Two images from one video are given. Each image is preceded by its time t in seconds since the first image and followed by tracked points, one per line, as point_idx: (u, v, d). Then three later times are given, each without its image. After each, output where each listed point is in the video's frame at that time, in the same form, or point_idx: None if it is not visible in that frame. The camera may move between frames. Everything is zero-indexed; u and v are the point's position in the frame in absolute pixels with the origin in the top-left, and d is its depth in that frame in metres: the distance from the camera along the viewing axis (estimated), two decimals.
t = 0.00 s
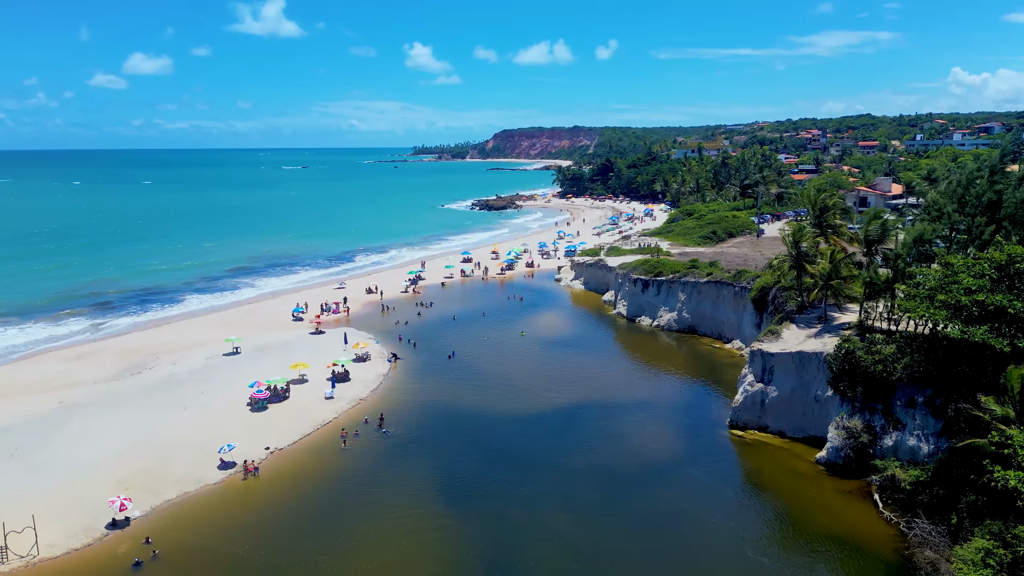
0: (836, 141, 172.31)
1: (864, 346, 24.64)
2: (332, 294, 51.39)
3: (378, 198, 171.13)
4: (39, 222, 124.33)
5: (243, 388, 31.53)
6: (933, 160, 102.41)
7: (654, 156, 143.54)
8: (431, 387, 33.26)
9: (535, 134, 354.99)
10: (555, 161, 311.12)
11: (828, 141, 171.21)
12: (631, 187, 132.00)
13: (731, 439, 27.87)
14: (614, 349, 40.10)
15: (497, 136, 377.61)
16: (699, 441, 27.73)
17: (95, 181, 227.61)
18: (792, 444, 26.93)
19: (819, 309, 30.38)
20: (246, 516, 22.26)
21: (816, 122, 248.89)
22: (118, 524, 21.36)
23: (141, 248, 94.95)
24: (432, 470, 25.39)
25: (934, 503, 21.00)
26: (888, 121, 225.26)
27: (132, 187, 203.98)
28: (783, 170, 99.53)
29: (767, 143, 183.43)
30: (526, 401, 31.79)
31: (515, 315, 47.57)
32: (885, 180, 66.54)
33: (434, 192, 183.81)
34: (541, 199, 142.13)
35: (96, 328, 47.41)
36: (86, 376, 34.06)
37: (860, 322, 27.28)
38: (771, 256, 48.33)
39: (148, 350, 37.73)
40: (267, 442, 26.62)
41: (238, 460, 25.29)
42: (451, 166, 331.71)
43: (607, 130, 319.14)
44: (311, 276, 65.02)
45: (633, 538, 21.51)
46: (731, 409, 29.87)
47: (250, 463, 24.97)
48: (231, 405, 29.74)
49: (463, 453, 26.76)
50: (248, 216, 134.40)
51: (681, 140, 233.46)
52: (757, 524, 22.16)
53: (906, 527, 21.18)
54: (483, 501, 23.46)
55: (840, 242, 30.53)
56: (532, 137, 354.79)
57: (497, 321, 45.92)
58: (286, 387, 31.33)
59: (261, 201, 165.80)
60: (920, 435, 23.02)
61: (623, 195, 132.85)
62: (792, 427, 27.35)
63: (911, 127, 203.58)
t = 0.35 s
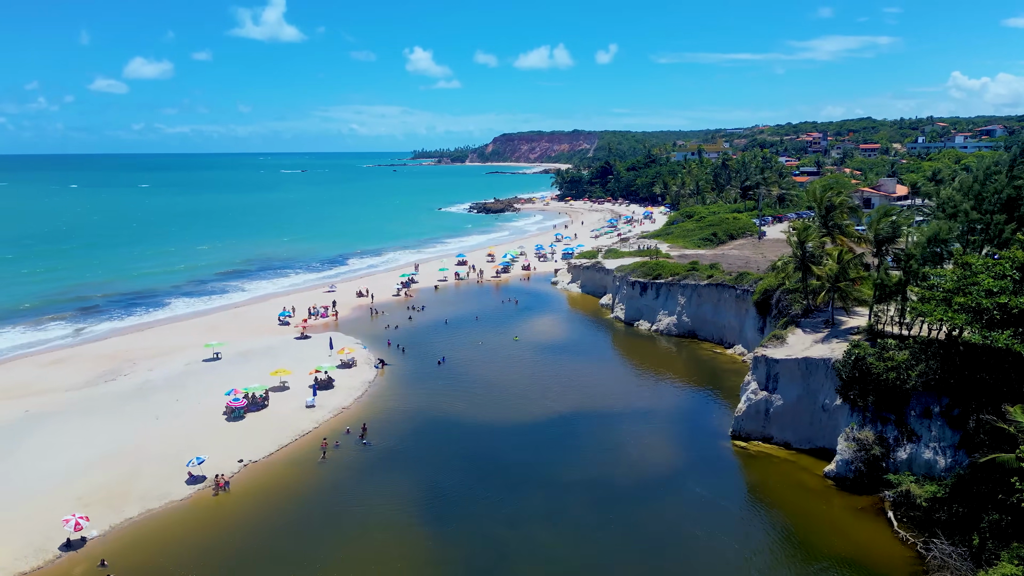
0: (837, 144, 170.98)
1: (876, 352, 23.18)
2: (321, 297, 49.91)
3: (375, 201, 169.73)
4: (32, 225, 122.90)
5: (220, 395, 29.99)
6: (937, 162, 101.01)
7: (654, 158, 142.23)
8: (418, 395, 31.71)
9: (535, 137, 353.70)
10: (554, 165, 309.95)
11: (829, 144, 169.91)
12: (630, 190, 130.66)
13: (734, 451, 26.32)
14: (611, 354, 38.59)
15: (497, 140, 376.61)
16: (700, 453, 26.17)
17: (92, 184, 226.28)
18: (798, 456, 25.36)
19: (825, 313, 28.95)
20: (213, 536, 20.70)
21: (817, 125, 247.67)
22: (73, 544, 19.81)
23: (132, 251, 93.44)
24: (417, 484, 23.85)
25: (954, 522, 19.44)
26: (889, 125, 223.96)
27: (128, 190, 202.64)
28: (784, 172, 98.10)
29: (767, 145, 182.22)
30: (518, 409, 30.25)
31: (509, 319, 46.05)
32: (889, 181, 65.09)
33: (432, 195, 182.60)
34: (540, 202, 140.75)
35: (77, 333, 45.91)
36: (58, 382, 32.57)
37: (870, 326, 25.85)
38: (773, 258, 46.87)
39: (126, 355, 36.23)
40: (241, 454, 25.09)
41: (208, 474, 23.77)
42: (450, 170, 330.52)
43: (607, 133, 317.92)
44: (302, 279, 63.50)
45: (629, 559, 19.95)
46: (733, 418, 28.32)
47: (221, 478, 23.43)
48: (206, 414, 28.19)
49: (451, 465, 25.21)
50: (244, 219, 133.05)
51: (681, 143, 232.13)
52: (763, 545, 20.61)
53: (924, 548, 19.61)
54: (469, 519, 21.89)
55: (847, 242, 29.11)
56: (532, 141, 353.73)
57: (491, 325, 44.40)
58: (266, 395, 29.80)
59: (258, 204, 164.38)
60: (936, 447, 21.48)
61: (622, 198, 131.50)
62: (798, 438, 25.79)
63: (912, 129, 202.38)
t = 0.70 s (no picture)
0: (839, 147, 169.59)
1: (889, 360, 21.64)
2: (309, 302, 48.40)
3: (373, 205, 168.32)
4: (25, 228, 121.41)
5: (194, 405, 28.44)
6: (940, 164, 99.48)
7: (654, 161, 140.89)
8: (403, 404, 30.12)
9: (535, 141, 351.97)
10: (554, 169, 308.77)
11: (831, 147, 168.52)
12: (630, 193, 129.24)
13: (737, 464, 24.74)
14: (607, 360, 37.02)
15: (497, 144, 375.60)
16: (701, 467, 24.58)
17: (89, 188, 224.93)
18: (805, 471, 23.78)
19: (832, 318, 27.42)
20: (173, 558, 19.10)
21: (817, 129, 246.39)
22: (19, 568, 18.25)
23: (124, 254, 91.91)
24: (398, 500, 22.27)
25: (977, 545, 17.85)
26: (890, 128, 222.66)
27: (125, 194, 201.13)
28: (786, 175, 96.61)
29: (768, 149, 180.84)
30: (509, 419, 28.66)
31: (503, 324, 44.50)
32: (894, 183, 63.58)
33: (430, 199, 181.23)
34: (538, 206, 139.32)
35: (56, 338, 44.37)
36: (27, 390, 31.05)
37: (881, 332, 24.35)
38: (776, 260, 45.35)
39: (101, 362, 34.71)
40: (211, 469, 23.55)
41: (174, 490, 22.23)
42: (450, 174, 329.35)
43: (607, 137, 316.85)
44: (293, 283, 62.00)
45: None
46: (736, 429, 26.76)
47: (187, 494, 21.87)
48: (178, 425, 26.65)
49: (435, 479, 23.67)
50: (239, 222, 131.64)
51: (681, 146, 230.72)
52: (768, 569, 19.02)
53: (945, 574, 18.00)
54: (453, 540, 20.26)
55: (855, 245, 27.72)
56: (532, 145, 352.58)
57: (484, 330, 42.85)
58: (242, 405, 28.24)
59: (254, 207, 163.00)
60: (955, 462, 19.95)
61: (622, 202, 130.10)
62: (805, 451, 24.25)
63: (913, 133, 201.07)
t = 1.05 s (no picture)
0: (840, 151, 168.44)
1: (903, 369, 20.14)
2: (297, 306, 46.94)
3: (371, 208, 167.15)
4: (16, 232, 119.91)
5: (165, 415, 26.92)
6: (944, 167, 98.19)
7: (654, 164, 139.66)
8: (388, 413, 28.59)
9: (535, 145, 350.52)
10: (554, 174, 307.70)
11: (832, 151, 167.30)
12: (630, 197, 127.96)
13: (740, 479, 23.17)
14: (604, 367, 35.44)
15: (497, 148, 374.87)
16: (702, 483, 23.01)
17: (86, 192, 223.78)
18: (813, 487, 22.20)
19: (840, 323, 25.92)
20: None
21: (817, 133, 245.28)
22: None
23: (115, 258, 90.49)
24: (375, 519, 20.72)
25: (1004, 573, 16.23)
26: (892, 131, 221.46)
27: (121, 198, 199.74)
28: (787, 177, 95.29)
29: (769, 152, 179.66)
30: (498, 431, 27.10)
31: (497, 329, 42.99)
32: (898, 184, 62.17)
33: (429, 203, 179.97)
34: (537, 209, 138.02)
35: (34, 343, 42.88)
36: None
37: (894, 338, 22.92)
38: (779, 263, 43.91)
39: (74, 369, 33.21)
40: (177, 486, 22.02)
41: (136, 510, 20.71)
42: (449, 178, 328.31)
43: (607, 141, 315.97)
44: (283, 287, 60.48)
45: None
46: (739, 442, 25.21)
47: (149, 514, 20.35)
48: (146, 437, 25.13)
49: (417, 496, 22.13)
50: (235, 226, 130.37)
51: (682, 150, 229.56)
52: None
53: None
54: (433, 565, 18.68)
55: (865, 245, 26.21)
56: (532, 149, 351.69)
57: (477, 336, 41.35)
58: (217, 415, 26.72)
59: (251, 211, 161.81)
60: (976, 480, 18.39)
61: (621, 205, 128.83)
62: (813, 466, 22.67)
63: (914, 137, 200.03)
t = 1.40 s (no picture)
0: (841, 153, 167.18)
1: (921, 379, 18.69)
2: (285, 311, 45.49)
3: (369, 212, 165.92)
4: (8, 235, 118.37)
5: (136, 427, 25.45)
6: (948, 169, 96.82)
7: (654, 167, 138.36)
8: (372, 424, 27.08)
9: (535, 149, 349.37)
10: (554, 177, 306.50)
11: (834, 154, 166.03)
12: (630, 200, 126.58)
13: (744, 497, 21.66)
14: (600, 375, 33.92)
15: (497, 152, 373.88)
16: (704, 501, 21.48)
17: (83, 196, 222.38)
18: (823, 506, 20.69)
19: (849, 330, 24.47)
20: None
21: (818, 137, 244.12)
22: None
23: (106, 261, 89.02)
24: (350, 542, 19.17)
25: None
26: (894, 135, 219.72)
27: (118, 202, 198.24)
28: (789, 180, 93.89)
29: (770, 156, 178.39)
30: (487, 443, 25.60)
31: (490, 335, 41.51)
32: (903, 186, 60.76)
33: (427, 206, 178.73)
34: (536, 213, 136.61)
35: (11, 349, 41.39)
36: None
37: (909, 346, 21.50)
38: (783, 267, 42.46)
39: (46, 376, 31.77)
40: (140, 505, 20.53)
41: (92, 531, 19.22)
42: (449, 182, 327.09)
43: (607, 145, 314.95)
44: (273, 291, 58.97)
45: None
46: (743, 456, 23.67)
47: (105, 536, 18.85)
48: (112, 451, 23.62)
49: (397, 515, 20.59)
50: (231, 229, 129.11)
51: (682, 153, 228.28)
52: None
53: None
54: None
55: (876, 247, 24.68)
56: (532, 153, 350.60)
57: (470, 341, 39.87)
58: (189, 427, 25.23)
59: (248, 214, 160.57)
60: (1002, 501, 16.84)
61: (621, 208, 127.48)
62: (822, 483, 21.18)
63: (916, 140, 198.73)
